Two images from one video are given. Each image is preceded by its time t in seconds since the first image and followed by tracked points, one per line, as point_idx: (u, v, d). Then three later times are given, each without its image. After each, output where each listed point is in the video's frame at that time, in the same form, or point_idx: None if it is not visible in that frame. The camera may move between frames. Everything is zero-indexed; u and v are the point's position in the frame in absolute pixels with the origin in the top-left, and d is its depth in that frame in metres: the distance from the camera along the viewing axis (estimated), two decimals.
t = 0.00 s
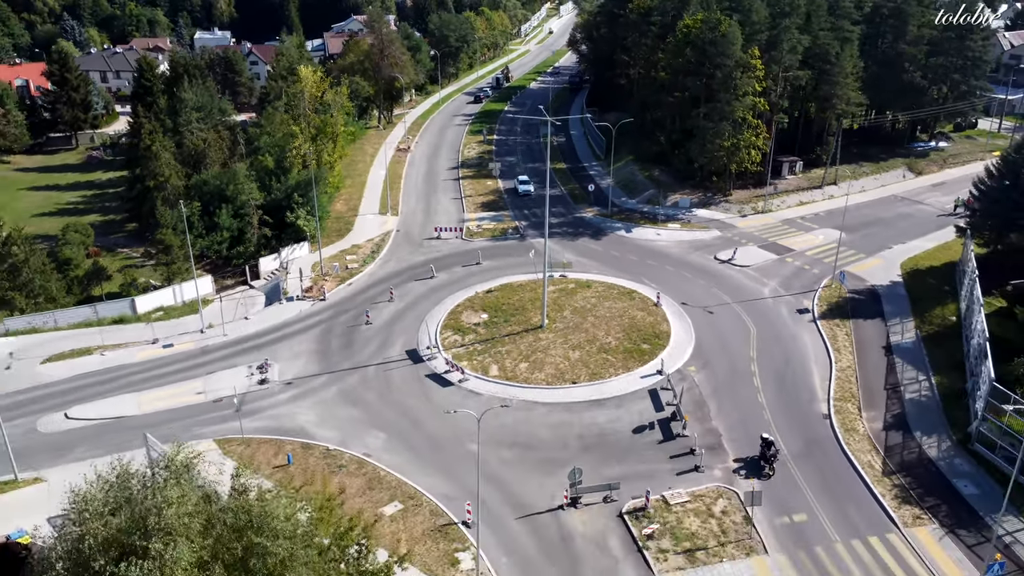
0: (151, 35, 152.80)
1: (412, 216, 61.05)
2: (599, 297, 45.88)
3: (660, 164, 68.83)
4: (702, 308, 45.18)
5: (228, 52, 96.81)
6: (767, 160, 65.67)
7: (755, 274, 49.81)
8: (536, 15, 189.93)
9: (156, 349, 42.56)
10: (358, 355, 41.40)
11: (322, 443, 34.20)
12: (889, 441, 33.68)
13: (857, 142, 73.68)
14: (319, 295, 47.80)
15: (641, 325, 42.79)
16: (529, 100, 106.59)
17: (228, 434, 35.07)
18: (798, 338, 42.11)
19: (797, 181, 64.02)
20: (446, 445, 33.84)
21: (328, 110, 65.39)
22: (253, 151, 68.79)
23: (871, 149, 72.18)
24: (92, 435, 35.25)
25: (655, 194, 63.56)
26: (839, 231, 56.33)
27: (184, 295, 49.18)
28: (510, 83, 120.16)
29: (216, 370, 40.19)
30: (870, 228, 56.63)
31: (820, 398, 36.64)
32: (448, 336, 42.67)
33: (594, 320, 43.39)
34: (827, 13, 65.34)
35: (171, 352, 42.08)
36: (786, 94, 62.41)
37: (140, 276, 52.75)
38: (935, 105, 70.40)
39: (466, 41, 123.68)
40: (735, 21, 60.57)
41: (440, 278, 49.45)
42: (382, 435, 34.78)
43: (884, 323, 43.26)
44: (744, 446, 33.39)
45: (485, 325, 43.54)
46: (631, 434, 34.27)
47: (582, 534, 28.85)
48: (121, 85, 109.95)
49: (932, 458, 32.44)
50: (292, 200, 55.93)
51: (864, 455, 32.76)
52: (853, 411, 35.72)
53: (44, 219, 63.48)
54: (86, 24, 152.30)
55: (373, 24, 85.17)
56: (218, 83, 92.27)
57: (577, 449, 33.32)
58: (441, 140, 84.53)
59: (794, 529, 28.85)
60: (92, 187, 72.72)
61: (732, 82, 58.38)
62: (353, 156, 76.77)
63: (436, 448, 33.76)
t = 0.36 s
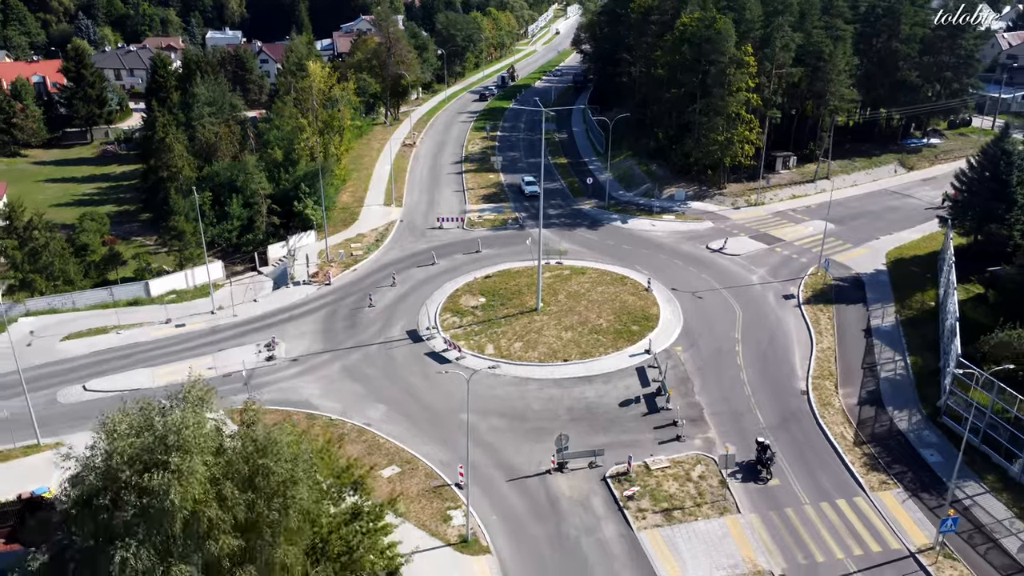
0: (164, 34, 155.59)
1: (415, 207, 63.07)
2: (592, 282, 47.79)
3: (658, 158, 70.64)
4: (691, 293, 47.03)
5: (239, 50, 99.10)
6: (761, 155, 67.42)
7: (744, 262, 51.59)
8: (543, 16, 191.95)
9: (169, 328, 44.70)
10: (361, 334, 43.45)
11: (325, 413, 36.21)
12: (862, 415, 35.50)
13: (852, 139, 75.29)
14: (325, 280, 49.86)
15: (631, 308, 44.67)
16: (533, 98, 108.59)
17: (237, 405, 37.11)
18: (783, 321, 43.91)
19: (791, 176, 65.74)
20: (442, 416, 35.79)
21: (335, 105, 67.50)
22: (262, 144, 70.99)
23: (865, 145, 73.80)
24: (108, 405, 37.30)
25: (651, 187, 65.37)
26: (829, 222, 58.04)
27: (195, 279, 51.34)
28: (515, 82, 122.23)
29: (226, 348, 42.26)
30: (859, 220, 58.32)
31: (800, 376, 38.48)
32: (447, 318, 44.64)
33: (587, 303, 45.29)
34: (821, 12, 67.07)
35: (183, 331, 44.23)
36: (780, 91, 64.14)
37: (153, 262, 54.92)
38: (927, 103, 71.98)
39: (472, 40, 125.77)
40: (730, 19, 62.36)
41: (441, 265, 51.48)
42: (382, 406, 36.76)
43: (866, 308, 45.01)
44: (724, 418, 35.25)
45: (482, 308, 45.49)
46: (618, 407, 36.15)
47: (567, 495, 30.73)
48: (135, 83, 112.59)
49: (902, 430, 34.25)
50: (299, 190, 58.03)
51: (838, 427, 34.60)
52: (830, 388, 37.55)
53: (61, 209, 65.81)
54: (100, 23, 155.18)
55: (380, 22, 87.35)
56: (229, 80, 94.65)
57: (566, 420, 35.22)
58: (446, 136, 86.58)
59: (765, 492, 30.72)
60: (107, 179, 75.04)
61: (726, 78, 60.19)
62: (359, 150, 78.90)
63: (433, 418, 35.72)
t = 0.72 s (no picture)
0: (163, 34, 157.52)
1: (407, 200, 65.05)
2: (575, 269, 49.79)
3: (644, 153, 72.70)
4: (670, 280, 49.05)
5: (238, 49, 101.06)
6: (744, 150, 69.48)
7: (723, 251, 53.62)
8: (539, 17, 193.95)
9: (169, 312, 46.59)
10: (353, 317, 45.43)
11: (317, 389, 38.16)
12: (825, 391, 37.57)
13: (834, 135, 77.35)
14: (319, 268, 51.81)
15: (611, 293, 46.68)
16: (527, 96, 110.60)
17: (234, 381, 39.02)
18: (756, 305, 45.95)
19: (772, 170, 67.81)
20: (428, 392, 37.78)
21: (330, 101, 69.52)
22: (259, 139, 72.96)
23: (846, 141, 75.84)
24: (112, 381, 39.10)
25: (637, 181, 67.39)
26: (807, 214, 60.10)
27: (194, 268, 53.11)
28: (509, 81, 124.23)
29: (224, 330, 44.17)
30: (836, 211, 60.40)
31: (768, 355, 40.53)
32: (435, 302, 46.63)
33: (569, 289, 47.28)
34: (802, 11, 69.21)
35: (183, 315, 46.14)
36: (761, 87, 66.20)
37: (153, 252, 56.87)
38: (906, 100, 74.06)
39: (467, 40, 127.78)
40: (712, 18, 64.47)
41: (431, 253, 53.47)
42: (371, 382, 38.73)
43: (836, 293, 47.07)
44: (695, 393, 37.27)
45: (470, 293, 47.47)
46: (595, 383, 38.16)
47: (544, 461, 32.74)
48: (134, 81, 114.53)
49: (862, 403, 36.34)
50: (295, 182, 60.03)
51: (801, 402, 36.67)
52: (797, 366, 39.60)
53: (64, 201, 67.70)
54: (101, 23, 157.11)
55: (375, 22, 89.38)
56: (228, 78, 96.62)
57: (545, 394, 37.24)
58: (439, 133, 88.57)
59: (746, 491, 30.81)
60: (107, 174, 76.93)
61: (708, 75, 62.28)
62: (354, 146, 80.86)
63: (419, 393, 37.71)
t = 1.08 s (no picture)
0: (148, 35, 158.42)
1: (388, 194, 66.94)
2: (548, 258, 51.88)
3: (619, 149, 74.96)
4: (638, 267, 51.22)
5: (222, 49, 102.60)
6: (714, 144, 71.88)
7: (690, 240, 55.89)
8: (522, 18, 195.98)
9: (154, 300, 48.26)
10: (333, 304, 47.27)
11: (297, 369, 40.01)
12: (780, 367, 39.82)
13: (803, 130, 79.93)
14: (301, 258, 53.58)
15: (582, 279, 48.79)
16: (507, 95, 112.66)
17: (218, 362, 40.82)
18: (719, 290, 48.21)
19: (741, 164, 70.24)
20: (403, 371, 39.72)
21: (313, 98, 71.25)
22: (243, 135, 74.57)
23: (814, 136, 78.42)
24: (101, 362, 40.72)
25: (611, 175, 69.64)
26: (773, 205, 62.51)
27: (180, 258, 54.40)
28: (491, 80, 126.26)
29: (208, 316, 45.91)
30: (800, 203, 62.86)
31: (728, 335, 42.74)
32: (412, 289, 48.57)
33: (541, 276, 49.35)
34: (769, 10, 71.73)
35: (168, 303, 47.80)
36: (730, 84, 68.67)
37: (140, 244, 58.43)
38: (871, 96, 76.75)
39: (449, 40, 129.68)
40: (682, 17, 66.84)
41: (410, 244, 55.40)
42: (350, 363, 40.62)
43: (795, 278, 49.41)
44: (656, 370, 39.40)
45: (446, 280, 49.44)
46: (562, 361, 40.26)
47: (512, 432, 34.77)
48: (120, 81, 115.69)
49: (813, 378, 38.63)
50: (278, 177, 61.82)
51: (757, 377, 38.89)
52: (754, 345, 41.85)
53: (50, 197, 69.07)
54: (85, 23, 157.85)
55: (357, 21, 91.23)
56: (213, 77, 98.08)
57: (515, 371, 39.28)
58: (421, 130, 90.49)
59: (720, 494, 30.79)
60: (94, 170, 78.29)
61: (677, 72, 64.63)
62: (337, 142, 82.61)
63: (395, 372, 39.67)
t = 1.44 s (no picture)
0: (133, 36, 159.28)
1: (369, 188, 68.83)
2: (522, 246, 53.98)
3: (595, 144, 77.20)
4: (609, 255, 53.41)
5: (207, 49, 104.09)
6: (686, 139, 74.26)
7: (659, 229, 58.16)
8: (506, 18, 198.06)
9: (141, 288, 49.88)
10: (315, 291, 49.13)
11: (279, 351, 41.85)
12: (738, 345, 42.04)
13: (773, 125, 82.46)
14: (283, 248, 55.38)
15: (554, 266, 50.93)
16: (489, 93, 114.71)
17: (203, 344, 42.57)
18: (684, 275, 50.45)
19: (712, 157, 72.64)
20: (381, 351, 41.69)
21: (295, 95, 73.06)
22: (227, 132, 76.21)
23: (784, 130, 80.97)
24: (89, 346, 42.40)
25: (586, 168, 71.86)
26: (740, 196, 64.87)
27: (165, 250, 56.27)
28: (474, 79, 128.29)
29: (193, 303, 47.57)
30: (767, 194, 65.28)
31: (691, 317, 44.95)
32: (391, 276, 50.52)
33: (515, 263, 51.43)
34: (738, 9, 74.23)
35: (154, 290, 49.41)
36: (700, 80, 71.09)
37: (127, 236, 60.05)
38: (838, 92, 79.39)
39: (432, 39, 131.60)
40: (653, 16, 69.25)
41: (390, 234, 57.34)
42: (330, 344, 42.52)
43: (758, 264, 51.73)
44: (621, 348, 41.52)
45: (423, 268, 51.43)
46: (532, 341, 42.33)
47: (482, 405, 36.81)
48: (105, 81, 116.85)
49: (769, 354, 40.86)
50: (261, 171, 63.60)
51: (716, 354, 41.10)
52: (715, 325, 44.07)
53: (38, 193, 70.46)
54: (70, 24, 158.56)
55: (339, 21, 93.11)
56: (198, 76, 99.57)
57: (487, 351, 41.32)
58: (403, 127, 92.40)
59: (692, 495, 30.72)
60: (80, 167, 79.66)
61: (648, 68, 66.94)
62: (320, 139, 84.37)
63: (373, 352, 41.62)
